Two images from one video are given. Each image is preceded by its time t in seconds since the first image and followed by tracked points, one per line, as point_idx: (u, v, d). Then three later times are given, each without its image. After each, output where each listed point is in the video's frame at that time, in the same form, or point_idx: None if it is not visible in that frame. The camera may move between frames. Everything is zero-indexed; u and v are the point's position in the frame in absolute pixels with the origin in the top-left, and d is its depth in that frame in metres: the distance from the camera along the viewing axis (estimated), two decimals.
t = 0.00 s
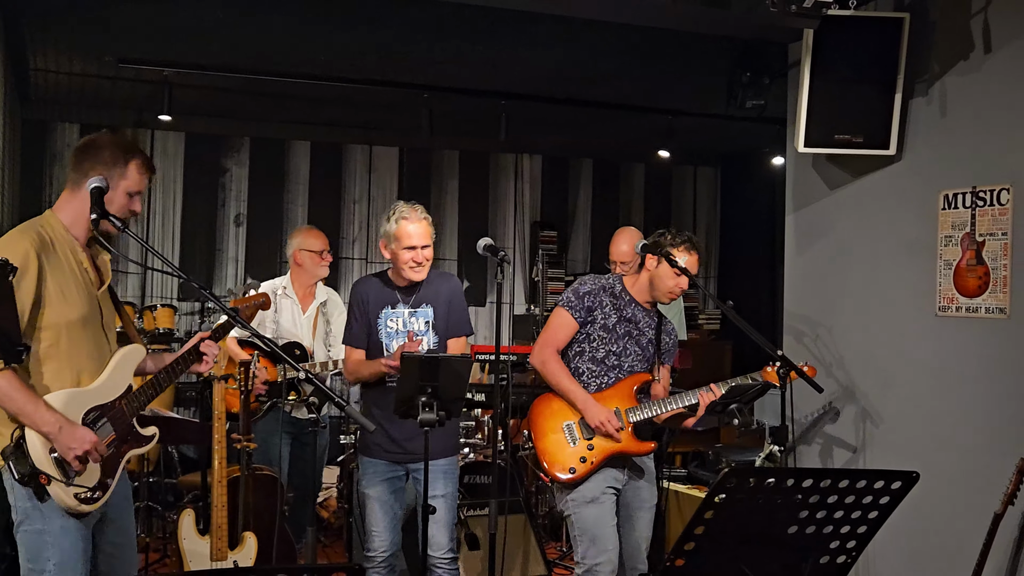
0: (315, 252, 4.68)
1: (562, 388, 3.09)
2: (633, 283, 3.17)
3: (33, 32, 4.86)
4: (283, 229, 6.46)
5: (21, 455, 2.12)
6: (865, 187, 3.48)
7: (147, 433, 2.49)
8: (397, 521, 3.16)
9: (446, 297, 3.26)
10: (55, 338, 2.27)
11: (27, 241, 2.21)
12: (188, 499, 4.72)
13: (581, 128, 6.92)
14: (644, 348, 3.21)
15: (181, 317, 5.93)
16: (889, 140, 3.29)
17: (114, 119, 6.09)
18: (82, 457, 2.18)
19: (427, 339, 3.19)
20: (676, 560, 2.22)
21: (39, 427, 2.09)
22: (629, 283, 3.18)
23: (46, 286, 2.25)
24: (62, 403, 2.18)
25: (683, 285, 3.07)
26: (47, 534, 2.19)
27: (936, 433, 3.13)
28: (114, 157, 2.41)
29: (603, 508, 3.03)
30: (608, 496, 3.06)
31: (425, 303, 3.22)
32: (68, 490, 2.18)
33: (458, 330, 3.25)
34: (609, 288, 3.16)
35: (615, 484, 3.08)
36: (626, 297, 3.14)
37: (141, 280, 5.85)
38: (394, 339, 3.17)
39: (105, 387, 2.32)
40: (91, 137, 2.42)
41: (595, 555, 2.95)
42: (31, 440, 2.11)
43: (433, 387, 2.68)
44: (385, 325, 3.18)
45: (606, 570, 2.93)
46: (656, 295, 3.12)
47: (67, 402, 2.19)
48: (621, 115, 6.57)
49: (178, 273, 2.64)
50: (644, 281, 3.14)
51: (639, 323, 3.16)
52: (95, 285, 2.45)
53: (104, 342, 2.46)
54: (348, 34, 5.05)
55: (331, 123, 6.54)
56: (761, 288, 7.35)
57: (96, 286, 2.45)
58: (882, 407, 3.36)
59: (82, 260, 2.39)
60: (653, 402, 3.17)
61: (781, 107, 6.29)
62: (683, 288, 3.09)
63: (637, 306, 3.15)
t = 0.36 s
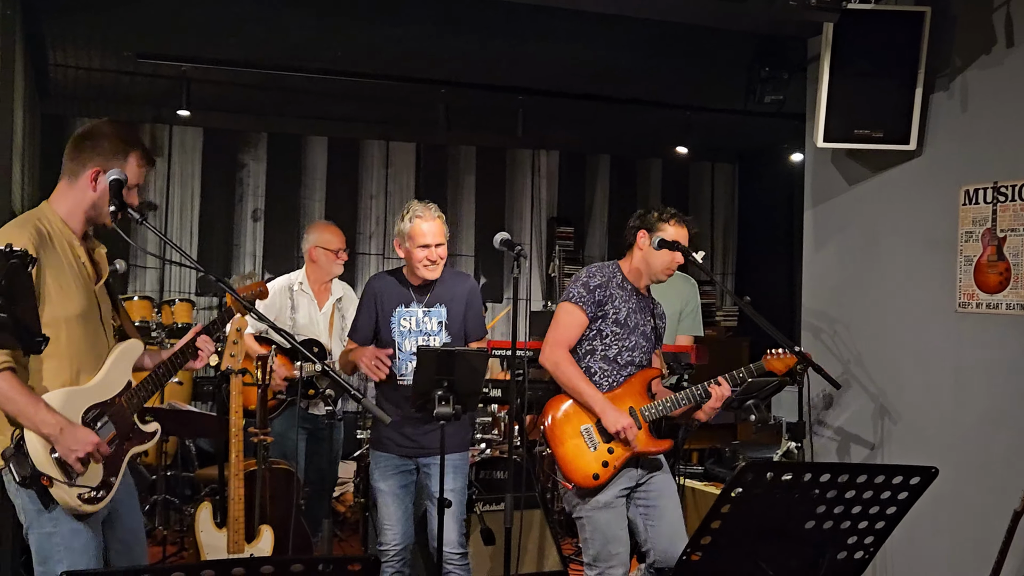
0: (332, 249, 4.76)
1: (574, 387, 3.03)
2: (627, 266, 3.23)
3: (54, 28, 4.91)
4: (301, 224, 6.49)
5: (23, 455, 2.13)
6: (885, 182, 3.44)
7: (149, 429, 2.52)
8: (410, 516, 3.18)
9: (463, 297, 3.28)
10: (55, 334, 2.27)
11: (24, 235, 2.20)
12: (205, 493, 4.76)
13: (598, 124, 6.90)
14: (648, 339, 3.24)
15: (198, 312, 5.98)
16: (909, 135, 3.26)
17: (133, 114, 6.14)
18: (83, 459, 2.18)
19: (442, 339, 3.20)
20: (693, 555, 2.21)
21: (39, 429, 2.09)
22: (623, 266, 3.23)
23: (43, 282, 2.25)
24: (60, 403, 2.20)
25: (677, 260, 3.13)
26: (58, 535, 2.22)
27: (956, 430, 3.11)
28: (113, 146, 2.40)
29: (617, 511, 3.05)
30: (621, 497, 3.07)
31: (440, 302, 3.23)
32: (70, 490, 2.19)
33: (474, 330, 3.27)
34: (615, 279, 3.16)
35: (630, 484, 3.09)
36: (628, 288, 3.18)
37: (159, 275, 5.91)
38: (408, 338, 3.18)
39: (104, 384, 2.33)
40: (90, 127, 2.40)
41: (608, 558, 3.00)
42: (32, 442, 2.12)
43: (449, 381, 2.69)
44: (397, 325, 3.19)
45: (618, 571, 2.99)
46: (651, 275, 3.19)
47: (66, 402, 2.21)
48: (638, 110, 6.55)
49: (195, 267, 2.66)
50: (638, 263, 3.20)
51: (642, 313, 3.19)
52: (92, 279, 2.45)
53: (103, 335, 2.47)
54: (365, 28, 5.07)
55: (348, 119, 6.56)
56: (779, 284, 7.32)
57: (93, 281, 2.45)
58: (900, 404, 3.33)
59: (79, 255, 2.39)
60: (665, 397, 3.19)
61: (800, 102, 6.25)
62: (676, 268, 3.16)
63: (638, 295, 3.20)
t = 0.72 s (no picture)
0: (347, 247, 4.70)
1: (580, 399, 3.05)
2: (623, 275, 3.20)
3: (76, 25, 4.97)
4: (319, 221, 6.53)
5: (33, 447, 2.17)
6: (903, 179, 3.41)
7: (155, 419, 2.56)
8: (426, 509, 3.19)
9: (475, 285, 3.28)
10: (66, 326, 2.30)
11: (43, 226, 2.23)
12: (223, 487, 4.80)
13: (615, 121, 6.88)
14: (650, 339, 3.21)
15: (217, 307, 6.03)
16: (927, 131, 3.22)
17: (153, 110, 6.20)
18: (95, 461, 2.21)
19: (456, 329, 3.21)
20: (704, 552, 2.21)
21: (61, 427, 2.14)
22: (619, 272, 3.21)
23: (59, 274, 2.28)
24: (73, 394, 2.24)
25: (678, 259, 3.17)
26: (66, 525, 2.24)
27: (974, 430, 3.07)
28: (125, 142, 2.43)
29: (640, 513, 3.03)
30: (642, 498, 3.06)
31: (455, 293, 3.24)
32: (80, 483, 2.22)
33: (487, 320, 3.26)
34: (608, 288, 3.14)
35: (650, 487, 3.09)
36: (623, 291, 3.15)
37: (179, 270, 5.97)
38: (423, 329, 3.21)
39: (111, 373, 2.37)
40: (101, 119, 2.43)
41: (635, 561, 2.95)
42: (43, 434, 2.15)
43: (462, 376, 2.69)
44: (413, 315, 3.21)
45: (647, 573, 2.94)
46: (649, 277, 3.17)
47: (79, 392, 2.25)
48: (656, 107, 6.53)
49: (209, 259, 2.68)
50: (635, 269, 3.18)
51: (641, 314, 3.15)
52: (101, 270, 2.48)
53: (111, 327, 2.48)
54: (383, 26, 5.09)
55: (367, 115, 6.59)
56: (797, 283, 7.27)
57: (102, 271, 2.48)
58: (917, 402, 3.31)
59: (90, 246, 2.42)
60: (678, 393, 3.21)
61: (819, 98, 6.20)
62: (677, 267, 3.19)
63: (634, 297, 3.17)
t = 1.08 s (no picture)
0: (357, 244, 4.81)
1: (595, 386, 3.06)
2: (635, 263, 3.21)
3: (94, 23, 5.02)
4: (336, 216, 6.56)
5: (48, 433, 2.21)
6: (919, 175, 3.38)
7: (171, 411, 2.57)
8: (436, 506, 3.21)
9: (486, 287, 3.28)
10: (87, 319, 2.33)
11: (61, 216, 2.27)
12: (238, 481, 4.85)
13: (631, 116, 6.86)
14: (666, 322, 3.19)
15: (234, 302, 6.08)
16: (942, 128, 3.19)
17: (171, 106, 6.26)
18: (107, 446, 2.25)
19: (464, 329, 3.22)
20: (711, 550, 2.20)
21: (70, 413, 2.16)
22: (630, 261, 3.22)
23: (81, 264, 2.32)
24: (86, 382, 2.25)
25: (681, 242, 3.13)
26: (78, 513, 2.26)
27: (988, 428, 3.05)
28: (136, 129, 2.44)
29: (647, 499, 3.03)
30: (650, 486, 3.07)
31: (463, 293, 3.25)
32: (93, 470, 2.25)
33: (498, 320, 3.26)
34: (614, 273, 3.15)
35: (657, 473, 3.09)
36: (633, 277, 3.16)
37: (196, 266, 6.03)
38: (431, 328, 3.21)
39: (128, 366, 2.39)
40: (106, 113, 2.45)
41: (638, 547, 2.94)
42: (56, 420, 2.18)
43: (473, 372, 2.69)
44: (421, 315, 3.22)
45: (651, 559, 2.92)
46: (659, 258, 3.16)
47: (92, 381, 2.26)
48: (672, 103, 6.51)
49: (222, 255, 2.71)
50: (643, 254, 3.19)
51: (653, 298, 3.15)
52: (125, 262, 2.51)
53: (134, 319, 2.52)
54: (397, 22, 5.10)
55: (383, 110, 6.61)
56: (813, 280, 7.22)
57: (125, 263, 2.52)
58: (930, 400, 3.28)
59: (116, 240, 2.46)
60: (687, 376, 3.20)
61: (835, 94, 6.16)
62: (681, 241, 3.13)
63: (647, 282, 3.17)
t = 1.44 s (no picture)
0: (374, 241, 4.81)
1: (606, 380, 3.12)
2: (655, 268, 3.22)
3: (107, 18, 5.05)
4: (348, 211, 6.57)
5: (70, 423, 2.23)
6: (932, 169, 3.34)
7: (203, 401, 2.54)
8: (450, 500, 3.21)
9: (502, 280, 3.27)
10: (108, 314, 2.35)
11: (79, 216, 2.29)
12: (250, 475, 4.88)
13: (644, 110, 6.82)
14: (682, 324, 3.19)
15: (247, 296, 6.12)
16: (955, 122, 3.16)
17: (184, 100, 6.28)
18: (126, 434, 2.26)
19: (481, 320, 3.21)
20: (719, 544, 2.20)
21: (89, 401, 2.19)
22: (653, 266, 3.23)
23: (101, 262, 2.34)
24: (107, 374, 2.29)
25: (699, 250, 3.10)
26: (105, 498, 2.29)
27: (1002, 423, 3.02)
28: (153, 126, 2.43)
29: (663, 482, 3.00)
30: (666, 471, 3.04)
31: (481, 284, 3.25)
32: (114, 458, 2.26)
33: (513, 313, 3.26)
34: (634, 276, 3.18)
35: (673, 460, 3.07)
36: (652, 280, 3.18)
37: (209, 260, 6.07)
38: (449, 318, 3.22)
39: (151, 359, 2.40)
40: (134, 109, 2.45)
41: (658, 529, 2.91)
42: (78, 411, 2.22)
43: (482, 366, 2.69)
44: (439, 305, 3.23)
45: (672, 541, 2.88)
46: (678, 269, 3.16)
47: (113, 374, 2.30)
48: (684, 97, 6.48)
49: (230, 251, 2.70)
50: (663, 260, 3.18)
51: (671, 301, 3.16)
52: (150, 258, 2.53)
53: (160, 313, 2.54)
54: (409, 16, 5.10)
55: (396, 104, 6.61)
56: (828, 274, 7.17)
57: (150, 258, 2.53)
58: (943, 395, 3.25)
59: (137, 235, 2.47)
60: (699, 374, 3.17)
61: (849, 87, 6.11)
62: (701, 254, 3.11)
63: (666, 286, 3.19)
